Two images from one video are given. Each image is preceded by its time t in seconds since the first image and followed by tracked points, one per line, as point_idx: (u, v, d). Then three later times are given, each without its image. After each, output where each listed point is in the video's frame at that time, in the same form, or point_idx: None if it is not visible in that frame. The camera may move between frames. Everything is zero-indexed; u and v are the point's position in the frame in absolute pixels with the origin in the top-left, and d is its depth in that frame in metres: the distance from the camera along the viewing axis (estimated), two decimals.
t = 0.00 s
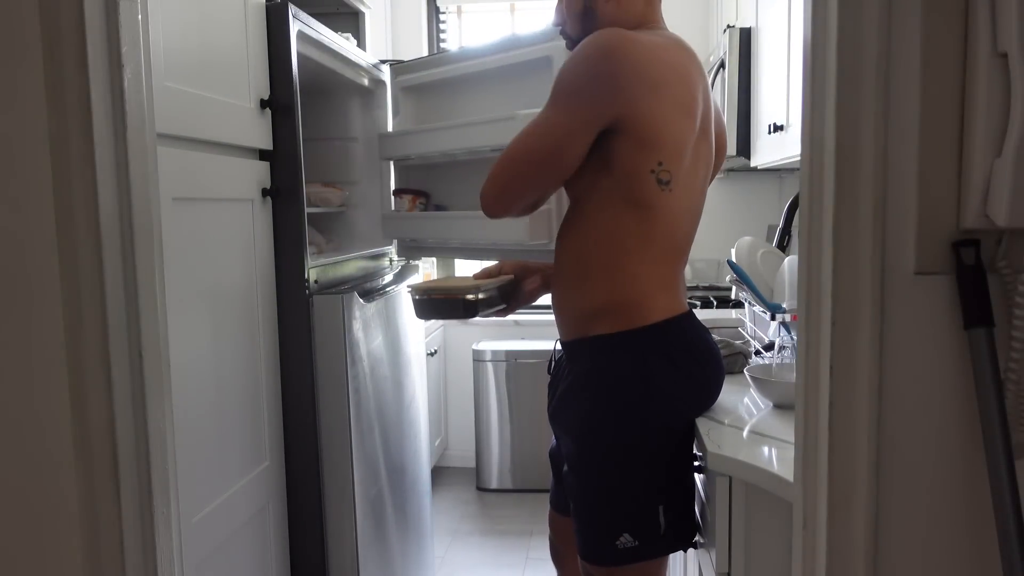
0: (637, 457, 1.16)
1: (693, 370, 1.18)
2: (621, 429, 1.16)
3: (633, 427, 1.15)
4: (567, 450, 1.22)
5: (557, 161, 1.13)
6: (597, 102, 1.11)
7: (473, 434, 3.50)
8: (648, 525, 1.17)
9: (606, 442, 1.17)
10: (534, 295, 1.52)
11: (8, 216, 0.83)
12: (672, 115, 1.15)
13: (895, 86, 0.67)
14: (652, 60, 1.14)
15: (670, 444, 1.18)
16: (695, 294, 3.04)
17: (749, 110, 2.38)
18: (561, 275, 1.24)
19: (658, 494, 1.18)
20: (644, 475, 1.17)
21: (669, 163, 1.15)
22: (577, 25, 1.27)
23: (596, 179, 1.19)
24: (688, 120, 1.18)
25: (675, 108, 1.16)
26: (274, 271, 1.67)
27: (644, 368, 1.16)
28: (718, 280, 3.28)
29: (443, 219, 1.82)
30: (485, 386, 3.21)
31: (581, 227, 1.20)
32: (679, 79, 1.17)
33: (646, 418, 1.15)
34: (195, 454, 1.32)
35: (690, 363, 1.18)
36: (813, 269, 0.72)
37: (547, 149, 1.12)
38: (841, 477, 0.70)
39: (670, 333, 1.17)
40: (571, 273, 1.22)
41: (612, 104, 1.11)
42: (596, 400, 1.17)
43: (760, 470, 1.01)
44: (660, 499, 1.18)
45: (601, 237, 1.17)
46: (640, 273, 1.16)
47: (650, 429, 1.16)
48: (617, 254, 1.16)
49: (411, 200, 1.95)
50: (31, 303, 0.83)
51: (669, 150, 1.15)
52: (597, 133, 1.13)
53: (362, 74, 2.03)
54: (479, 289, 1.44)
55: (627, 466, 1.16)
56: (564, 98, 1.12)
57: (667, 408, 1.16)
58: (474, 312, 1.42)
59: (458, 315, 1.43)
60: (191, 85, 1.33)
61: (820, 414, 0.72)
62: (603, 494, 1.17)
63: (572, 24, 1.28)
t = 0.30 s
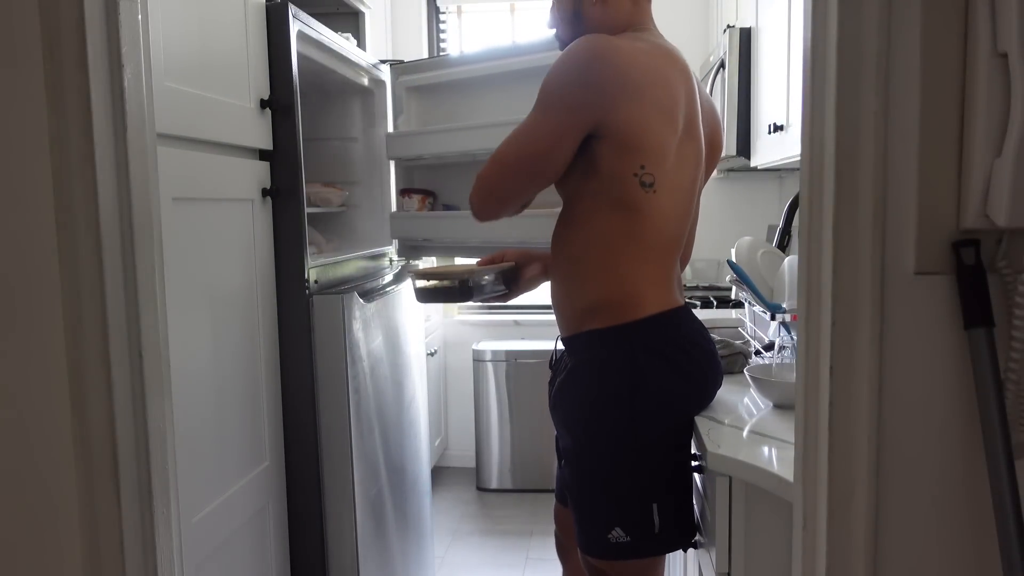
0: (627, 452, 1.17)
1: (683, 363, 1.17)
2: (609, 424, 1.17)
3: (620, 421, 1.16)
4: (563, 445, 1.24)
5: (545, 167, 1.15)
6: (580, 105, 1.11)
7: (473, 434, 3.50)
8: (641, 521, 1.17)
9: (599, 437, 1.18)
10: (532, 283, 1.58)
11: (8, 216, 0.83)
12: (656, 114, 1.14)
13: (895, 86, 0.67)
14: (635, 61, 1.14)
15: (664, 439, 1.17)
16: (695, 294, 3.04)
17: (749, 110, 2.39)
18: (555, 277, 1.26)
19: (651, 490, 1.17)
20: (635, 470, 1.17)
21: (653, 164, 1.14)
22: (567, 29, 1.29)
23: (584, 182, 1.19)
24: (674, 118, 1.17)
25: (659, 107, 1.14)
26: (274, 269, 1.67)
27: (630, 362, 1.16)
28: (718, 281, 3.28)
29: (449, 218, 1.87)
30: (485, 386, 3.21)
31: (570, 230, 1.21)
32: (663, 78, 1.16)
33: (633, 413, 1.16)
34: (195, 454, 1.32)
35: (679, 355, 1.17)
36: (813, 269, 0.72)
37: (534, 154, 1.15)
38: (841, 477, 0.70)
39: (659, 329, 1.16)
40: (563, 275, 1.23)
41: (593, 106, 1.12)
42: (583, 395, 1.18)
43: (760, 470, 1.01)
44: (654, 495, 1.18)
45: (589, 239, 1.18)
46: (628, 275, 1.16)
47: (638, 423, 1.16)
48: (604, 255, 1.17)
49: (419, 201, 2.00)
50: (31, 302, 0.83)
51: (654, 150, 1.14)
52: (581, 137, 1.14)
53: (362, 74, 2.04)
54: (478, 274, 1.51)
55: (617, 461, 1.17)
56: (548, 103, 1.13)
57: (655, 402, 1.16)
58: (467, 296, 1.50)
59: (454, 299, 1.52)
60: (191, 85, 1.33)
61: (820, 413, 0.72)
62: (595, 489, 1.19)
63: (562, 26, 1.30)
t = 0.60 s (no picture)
0: (623, 446, 1.20)
1: (676, 357, 1.20)
2: (607, 418, 1.20)
3: (618, 416, 1.20)
4: (563, 440, 1.27)
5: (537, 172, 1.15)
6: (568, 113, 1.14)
7: (473, 434, 3.50)
8: (638, 515, 1.20)
9: (598, 431, 1.21)
10: (531, 278, 1.64)
11: (8, 216, 0.83)
12: (643, 117, 1.19)
13: (895, 86, 0.67)
14: (619, 67, 1.18)
15: (662, 435, 1.20)
16: (695, 294, 3.04)
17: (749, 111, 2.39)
18: (556, 279, 1.29)
19: (648, 486, 1.20)
20: (631, 466, 1.20)
21: (641, 164, 1.18)
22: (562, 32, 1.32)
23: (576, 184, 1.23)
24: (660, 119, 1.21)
25: (644, 109, 1.19)
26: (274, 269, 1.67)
27: (624, 358, 1.19)
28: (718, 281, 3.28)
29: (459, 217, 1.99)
30: (485, 386, 3.21)
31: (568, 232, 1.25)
32: (648, 82, 1.21)
33: (627, 408, 1.19)
34: (196, 453, 1.32)
35: (672, 350, 1.20)
36: (813, 269, 0.72)
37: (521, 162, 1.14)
38: (841, 477, 0.70)
39: (655, 323, 1.20)
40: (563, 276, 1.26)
41: (584, 111, 1.15)
42: (580, 391, 1.22)
43: (760, 470, 1.01)
44: (651, 492, 1.20)
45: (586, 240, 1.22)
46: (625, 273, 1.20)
47: (633, 417, 1.19)
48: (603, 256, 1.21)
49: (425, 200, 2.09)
50: (30, 301, 0.83)
51: (642, 151, 1.19)
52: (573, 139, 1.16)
53: (361, 74, 2.07)
54: (476, 270, 1.59)
55: (613, 456, 1.20)
56: (535, 109, 1.14)
57: (651, 397, 1.19)
58: (460, 288, 1.61)
59: (451, 290, 1.62)
60: (191, 85, 1.33)
61: (820, 413, 0.72)
62: (595, 483, 1.22)
63: (554, 32, 1.37)
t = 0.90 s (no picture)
0: (607, 443, 1.20)
1: (658, 355, 1.20)
2: (589, 417, 1.21)
3: (599, 415, 1.20)
4: (551, 440, 1.28)
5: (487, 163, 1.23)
6: (515, 108, 1.21)
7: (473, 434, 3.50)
8: (626, 513, 1.21)
9: (581, 430, 1.22)
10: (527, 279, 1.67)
11: (8, 216, 0.83)
12: (596, 112, 1.21)
13: (895, 86, 0.67)
14: (570, 64, 1.23)
15: (646, 433, 1.21)
16: (696, 294, 3.04)
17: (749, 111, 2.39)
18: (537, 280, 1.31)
19: (635, 484, 1.21)
20: (619, 464, 1.20)
21: (597, 159, 1.20)
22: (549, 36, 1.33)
23: (541, 183, 1.27)
24: (618, 113, 1.22)
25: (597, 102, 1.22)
26: (274, 270, 1.67)
27: (609, 357, 1.20)
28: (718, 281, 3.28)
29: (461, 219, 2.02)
30: (485, 386, 3.21)
31: (538, 232, 1.28)
32: (606, 76, 1.23)
33: (611, 406, 1.20)
34: (195, 453, 1.32)
35: (654, 347, 1.20)
36: (813, 270, 0.72)
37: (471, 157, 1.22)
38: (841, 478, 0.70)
39: (633, 321, 1.19)
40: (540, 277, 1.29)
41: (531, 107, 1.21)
42: (564, 392, 1.22)
43: (760, 470, 1.01)
44: (638, 489, 1.21)
45: (556, 239, 1.24)
46: (592, 269, 1.21)
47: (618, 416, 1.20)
48: (570, 252, 1.23)
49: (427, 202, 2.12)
50: (30, 301, 0.83)
51: (598, 146, 1.21)
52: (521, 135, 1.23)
53: (362, 74, 2.07)
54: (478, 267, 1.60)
55: (598, 455, 1.21)
56: (484, 107, 1.22)
57: (631, 395, 1.19)
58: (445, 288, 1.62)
59: (449, 288, 1.62)
60: (191, 85, 1.33)
61: (820, 414, 0.72)
62: (582, 483, 1.23)
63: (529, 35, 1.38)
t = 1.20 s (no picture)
0: (596, 444, 1.21)
1: (646, 354, 1.20)
2: (578, 418, 1.21)
3: (587, 415, 1.20)
4: (544, 439, 1.28)
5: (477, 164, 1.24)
6: (502, 108, 1.21)
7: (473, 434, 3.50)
8: (620, 514, 1.21)
9: (570, 431, 1.22)
10: (527, 283, 1.68)
11: (8, 216, 0.83)
12: (580, 111, 1.21)
13: (895, 86, 0.67)
14: (555, 64, 1.22)
15: (636, 434, 1.21)
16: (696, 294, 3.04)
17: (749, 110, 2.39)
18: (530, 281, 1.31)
19: (627, 485, 1.21)
20: (610, 464, 1.20)
21: (583, 158, 1.20)
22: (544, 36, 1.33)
23: (530, 183, 1.27)
24: (603, 112, 1.22)
25: (584, 101, 1.21)
26: (273, 271, 1.67)
27: (597, 357, 1.20)
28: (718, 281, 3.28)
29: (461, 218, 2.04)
30: (485, 386, 3.21)
31: (530, 232, 1.28)
32: (593, 75, 1.23)
33: (599, 406, 1.20)
34: (194, 453, 1.32)
35: (642, 348, 1.20)
36: (814, 270, 0.72)
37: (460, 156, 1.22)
38: (840, 477, 0.70)
39: (619, 320, 1.19)
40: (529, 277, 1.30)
41: (520, 106, 1.21)
42: (553, 393, 1.23)
43: (760, 470, 1.01)
44: (630, 490, 1.21)
45: (544, 239, 1.25)
46: (580, 268, 1.21)
47: (607, 415, 1.20)
48: (558, 252, 1.23)
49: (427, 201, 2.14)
50: (30, 302, 0.83)
51: (583, 145, 1.20)
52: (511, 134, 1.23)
53: (362, 74, 2.08)
54: (481, 270, 1.59)
55: (588, 455, 1.21)
56: (471, 109, 1.23)
57: (619, 395, 1.19)
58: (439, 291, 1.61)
59: (447, 292, 1.60)
60: (191, 85, 1.33)
61: (820, 414, 0.72)
62: (573, 483, 1.23)
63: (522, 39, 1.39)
